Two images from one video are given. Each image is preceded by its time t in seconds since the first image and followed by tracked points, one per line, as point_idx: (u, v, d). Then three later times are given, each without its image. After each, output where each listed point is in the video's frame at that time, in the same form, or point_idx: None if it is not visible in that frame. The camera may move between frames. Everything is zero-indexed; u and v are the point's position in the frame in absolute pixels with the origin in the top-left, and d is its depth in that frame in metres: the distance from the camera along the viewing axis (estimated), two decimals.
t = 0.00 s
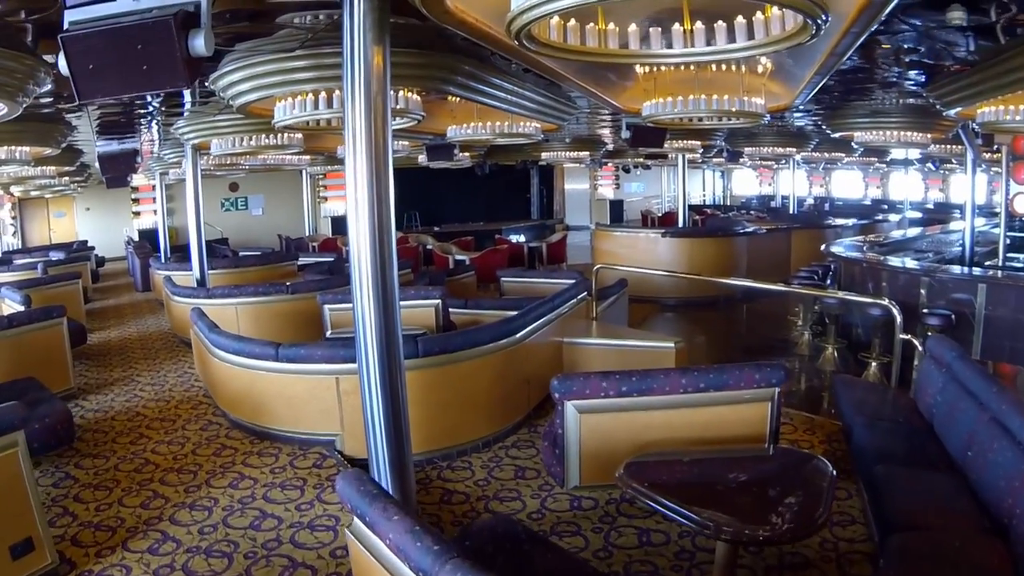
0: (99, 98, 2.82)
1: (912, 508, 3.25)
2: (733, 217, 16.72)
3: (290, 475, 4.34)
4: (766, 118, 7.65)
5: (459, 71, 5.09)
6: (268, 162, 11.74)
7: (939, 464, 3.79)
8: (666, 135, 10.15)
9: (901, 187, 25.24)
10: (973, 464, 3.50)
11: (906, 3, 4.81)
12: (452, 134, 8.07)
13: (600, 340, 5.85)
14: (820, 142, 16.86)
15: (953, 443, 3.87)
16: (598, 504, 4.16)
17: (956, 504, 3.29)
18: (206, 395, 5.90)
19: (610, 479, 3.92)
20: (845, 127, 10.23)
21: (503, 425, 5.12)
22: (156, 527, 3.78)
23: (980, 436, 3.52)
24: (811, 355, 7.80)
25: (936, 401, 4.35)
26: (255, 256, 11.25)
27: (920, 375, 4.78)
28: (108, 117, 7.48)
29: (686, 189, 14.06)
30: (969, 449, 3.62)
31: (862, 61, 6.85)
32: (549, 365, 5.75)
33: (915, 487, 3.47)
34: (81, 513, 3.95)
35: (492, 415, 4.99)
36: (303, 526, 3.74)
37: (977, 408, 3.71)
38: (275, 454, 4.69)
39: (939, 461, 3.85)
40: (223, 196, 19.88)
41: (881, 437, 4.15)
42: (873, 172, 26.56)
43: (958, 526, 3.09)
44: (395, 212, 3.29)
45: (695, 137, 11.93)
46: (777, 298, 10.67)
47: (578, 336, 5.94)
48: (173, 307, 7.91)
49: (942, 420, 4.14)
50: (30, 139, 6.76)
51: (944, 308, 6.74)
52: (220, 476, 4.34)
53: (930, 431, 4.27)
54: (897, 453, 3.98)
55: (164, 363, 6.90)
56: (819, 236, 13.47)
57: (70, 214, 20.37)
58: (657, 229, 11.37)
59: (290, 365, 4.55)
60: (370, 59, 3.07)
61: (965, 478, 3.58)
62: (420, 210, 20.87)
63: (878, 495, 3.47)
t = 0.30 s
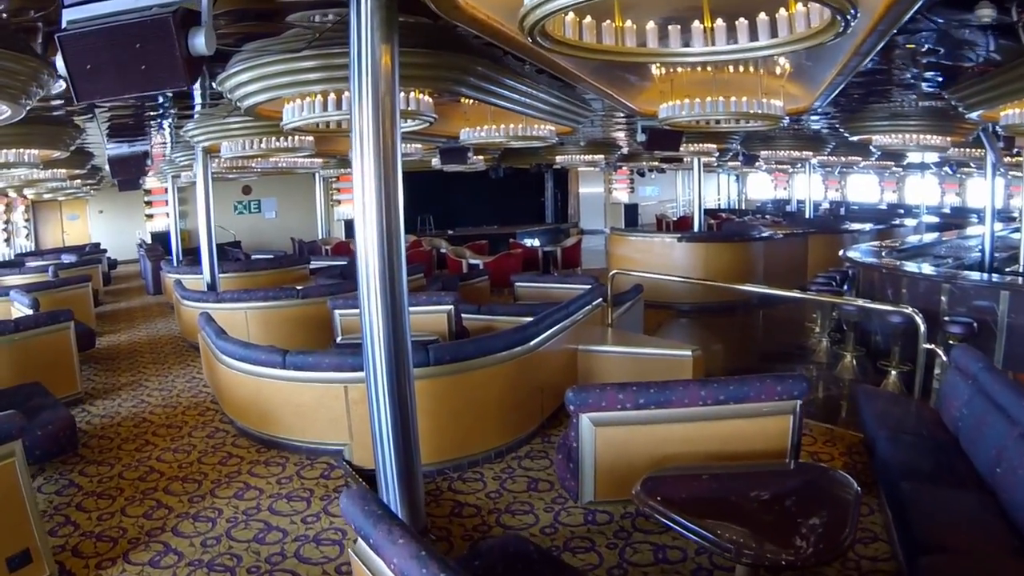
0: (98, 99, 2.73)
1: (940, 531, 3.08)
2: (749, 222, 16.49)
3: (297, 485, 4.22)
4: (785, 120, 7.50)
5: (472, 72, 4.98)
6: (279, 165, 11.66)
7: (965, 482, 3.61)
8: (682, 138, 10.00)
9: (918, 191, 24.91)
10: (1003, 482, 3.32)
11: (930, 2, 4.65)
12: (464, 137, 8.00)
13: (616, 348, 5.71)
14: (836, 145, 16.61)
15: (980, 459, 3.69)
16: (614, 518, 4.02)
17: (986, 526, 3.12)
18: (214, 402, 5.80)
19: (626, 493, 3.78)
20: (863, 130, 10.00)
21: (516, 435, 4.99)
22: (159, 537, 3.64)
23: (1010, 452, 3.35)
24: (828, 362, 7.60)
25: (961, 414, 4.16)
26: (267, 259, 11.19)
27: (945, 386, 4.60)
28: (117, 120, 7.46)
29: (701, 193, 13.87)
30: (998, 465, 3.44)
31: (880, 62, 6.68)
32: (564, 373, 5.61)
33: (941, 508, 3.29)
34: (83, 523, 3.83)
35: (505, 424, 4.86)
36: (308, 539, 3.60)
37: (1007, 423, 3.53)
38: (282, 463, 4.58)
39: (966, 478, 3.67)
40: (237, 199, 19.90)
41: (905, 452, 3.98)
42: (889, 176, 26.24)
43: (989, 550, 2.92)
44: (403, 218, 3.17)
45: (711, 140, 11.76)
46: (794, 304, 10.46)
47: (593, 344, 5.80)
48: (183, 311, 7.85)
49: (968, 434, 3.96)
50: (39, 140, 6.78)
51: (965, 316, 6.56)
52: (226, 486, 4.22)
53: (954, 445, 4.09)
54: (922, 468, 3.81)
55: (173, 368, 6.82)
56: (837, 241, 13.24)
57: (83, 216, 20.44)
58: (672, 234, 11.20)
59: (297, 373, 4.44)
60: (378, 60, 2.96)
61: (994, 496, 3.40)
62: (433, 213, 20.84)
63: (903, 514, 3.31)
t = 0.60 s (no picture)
0: (97, 97, 2.60)
1: (972, 554, 2.90)
2: (767, 223, 16.22)
3: (304, 495, 4.11)
4: (807, 121, 7.32)
5: (488, 71, 4.88)
6: (293, 164, 11.59)
7: (999, 500, 3.41)
8: (702, 139, 9.78)
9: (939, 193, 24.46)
10: None
11: None
12: (480, 137, 7.88)
13: (633, 354, 5.56)
14: (857, 146, 16.31)
15: (1013, 476, 3.49)
16: (630, 533, 3.86)
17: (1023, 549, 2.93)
18: (223, 404, 5.72)
19: (644, 509, 3.63)
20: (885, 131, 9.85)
21: (530, 444, 4.85)
22: (160, 548, 3.54)
23: None
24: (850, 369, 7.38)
25: (992, 427, 3.96)
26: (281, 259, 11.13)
27: (974, 397, 4.39)
28: (129, 119, 7.41)
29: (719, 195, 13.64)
30: None
31: (908, 61, 6.46)
32: (580, 380, 5.47)
33: (973, 528, 3.10)
34: (84, 530, 3.74)
35: (519, 433, 4.72)
36: (313, 553, 3.47)
37: None
38: (291, 471, 4.47)
39: (999, 496, 3.47)
40: (253, 198, 19.94)
41: (933, 466, 3.79)
42: (909, 177, 25.82)
43: None
44: (414, 222, 3.04)
45: (731, 141, 11.55)
46: (815, 309, 10.22)
47: (610, 350, 5.65)
48: (195, 311, 7.78)
49: (1000, 449, 3.76)
50: (50, 139, 6.77)
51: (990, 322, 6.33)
52: (231, 494, 4.12)
53: (985, 460, 3.89)
54: (952, 485, 3.61)
55: (183, 369, 6.75)
56: (858, 245, 12.95)
57: (99, 214, 20.59)
58: (690, 236, 11.00)
59: (306, 380, 4.33)
60: (389, 58, 2.83)
61: None
62: (449, 213, 20.77)
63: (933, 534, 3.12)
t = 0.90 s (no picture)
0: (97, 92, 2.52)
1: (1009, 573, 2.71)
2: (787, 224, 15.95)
3: (313, 500, 4.00)
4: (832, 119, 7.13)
5: (505, 66, 4.73)
6: (308, 162, 11.54)
7: None
8: (723, 137, 9.58)
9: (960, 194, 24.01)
10: None
11: None
12: (498, 135, 7.76)
13: (653, 357, 5.42)
14: (879, 146, 16.01)
15: None
16: (649, 544, 3.72)
17: None
18: (233, 404, 5.64)
19: (665, 520, 3.49)
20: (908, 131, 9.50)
21: (547, 450, 4.71)
22: (165, 553, 3.45)
23: None
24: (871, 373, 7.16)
25: None
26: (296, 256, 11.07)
27: (1004, 405, 4.18)
28: (142, 115, 7.36)
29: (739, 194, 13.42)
30: None
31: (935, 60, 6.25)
32: (599, 383, 5.32)
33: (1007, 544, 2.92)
34: (89, 534, 3.66)
35: (535, 438, 4.58)
36: (321, 563, 3.36)
37: None
38: (301, 475, 4.37)
39: None
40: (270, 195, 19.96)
41: (962, 477, 3.59)
42: (929, 177, 25.39)
43: None
44: (427, 222, 2.91)
45: (751, 140, 11.35)
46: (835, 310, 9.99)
47: (629, 353, 5.51)
48: (207, 309, 7.72)
49: None
50: (60, 135, 6.75)
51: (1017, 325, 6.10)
52: (239, 498, 4.02)
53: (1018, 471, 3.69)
54: (983, 498, 3.42)
55: (195, 367, 6.69)
56: (880, 246, 12.68)
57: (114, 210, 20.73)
58: (710, 236, 10.81)
59: (317, 382, 4.23)
60: (402, 51, 2.71)
61: None
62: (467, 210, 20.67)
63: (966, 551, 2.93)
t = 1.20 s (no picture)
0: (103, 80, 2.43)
1: None
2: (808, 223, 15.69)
3: (325, 501, 3.90)
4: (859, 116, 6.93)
5: (527, 58, 4.62)
6: (325, 156, 11.47)
7: None
8: (745, 133, 9.39)
9: (982, 196, 23.51)
10: None
11: None
12: (518, 129, 7.64)
13: (674, 357, 5.28)
14: (902, 146, 15.69)
15: None
16: (669, 550, 3.58)
17: None
18: (246, 402, 5.57)
19: (689, 527, 3.35)
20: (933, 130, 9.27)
21: (565, 451, 4.58)
22: (173, 554, 3.37)
23: None
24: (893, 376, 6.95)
25: None
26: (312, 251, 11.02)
27: None
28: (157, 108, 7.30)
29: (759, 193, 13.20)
30: None
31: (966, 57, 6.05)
32: (619, 384, 5.18)
33: None
34: (98, 533, 3.58)
35: (553, 440, 4.45)
36: (333, 567, 3.25)
37: None
38: (313, 474, 4.28)
39: None
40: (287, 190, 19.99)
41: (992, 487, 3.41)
42: (951, 178, 24.92)
43: None
44: (444, 217, 2.79)
45: (774, 137, 11.14)
46: (856, 312, 9.76)
47: (650, 352, 5.37)
48: (222, 304, 7.68)
49: None
50: (74, 129, 6.67)
51: None
52: (250, 498, 3.94)
53: None
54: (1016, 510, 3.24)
55: (208, 363, 6.64)
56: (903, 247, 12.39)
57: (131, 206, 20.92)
58: (731, 234, 10.63)
59: (331, 380, 4.13)
60: (420, 38, 2.59)
61: None
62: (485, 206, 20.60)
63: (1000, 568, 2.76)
